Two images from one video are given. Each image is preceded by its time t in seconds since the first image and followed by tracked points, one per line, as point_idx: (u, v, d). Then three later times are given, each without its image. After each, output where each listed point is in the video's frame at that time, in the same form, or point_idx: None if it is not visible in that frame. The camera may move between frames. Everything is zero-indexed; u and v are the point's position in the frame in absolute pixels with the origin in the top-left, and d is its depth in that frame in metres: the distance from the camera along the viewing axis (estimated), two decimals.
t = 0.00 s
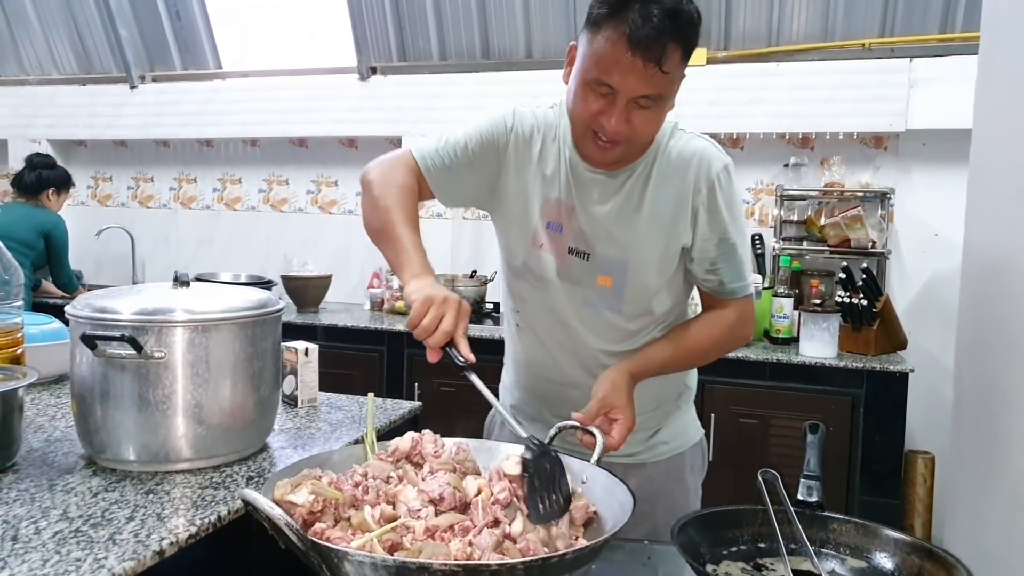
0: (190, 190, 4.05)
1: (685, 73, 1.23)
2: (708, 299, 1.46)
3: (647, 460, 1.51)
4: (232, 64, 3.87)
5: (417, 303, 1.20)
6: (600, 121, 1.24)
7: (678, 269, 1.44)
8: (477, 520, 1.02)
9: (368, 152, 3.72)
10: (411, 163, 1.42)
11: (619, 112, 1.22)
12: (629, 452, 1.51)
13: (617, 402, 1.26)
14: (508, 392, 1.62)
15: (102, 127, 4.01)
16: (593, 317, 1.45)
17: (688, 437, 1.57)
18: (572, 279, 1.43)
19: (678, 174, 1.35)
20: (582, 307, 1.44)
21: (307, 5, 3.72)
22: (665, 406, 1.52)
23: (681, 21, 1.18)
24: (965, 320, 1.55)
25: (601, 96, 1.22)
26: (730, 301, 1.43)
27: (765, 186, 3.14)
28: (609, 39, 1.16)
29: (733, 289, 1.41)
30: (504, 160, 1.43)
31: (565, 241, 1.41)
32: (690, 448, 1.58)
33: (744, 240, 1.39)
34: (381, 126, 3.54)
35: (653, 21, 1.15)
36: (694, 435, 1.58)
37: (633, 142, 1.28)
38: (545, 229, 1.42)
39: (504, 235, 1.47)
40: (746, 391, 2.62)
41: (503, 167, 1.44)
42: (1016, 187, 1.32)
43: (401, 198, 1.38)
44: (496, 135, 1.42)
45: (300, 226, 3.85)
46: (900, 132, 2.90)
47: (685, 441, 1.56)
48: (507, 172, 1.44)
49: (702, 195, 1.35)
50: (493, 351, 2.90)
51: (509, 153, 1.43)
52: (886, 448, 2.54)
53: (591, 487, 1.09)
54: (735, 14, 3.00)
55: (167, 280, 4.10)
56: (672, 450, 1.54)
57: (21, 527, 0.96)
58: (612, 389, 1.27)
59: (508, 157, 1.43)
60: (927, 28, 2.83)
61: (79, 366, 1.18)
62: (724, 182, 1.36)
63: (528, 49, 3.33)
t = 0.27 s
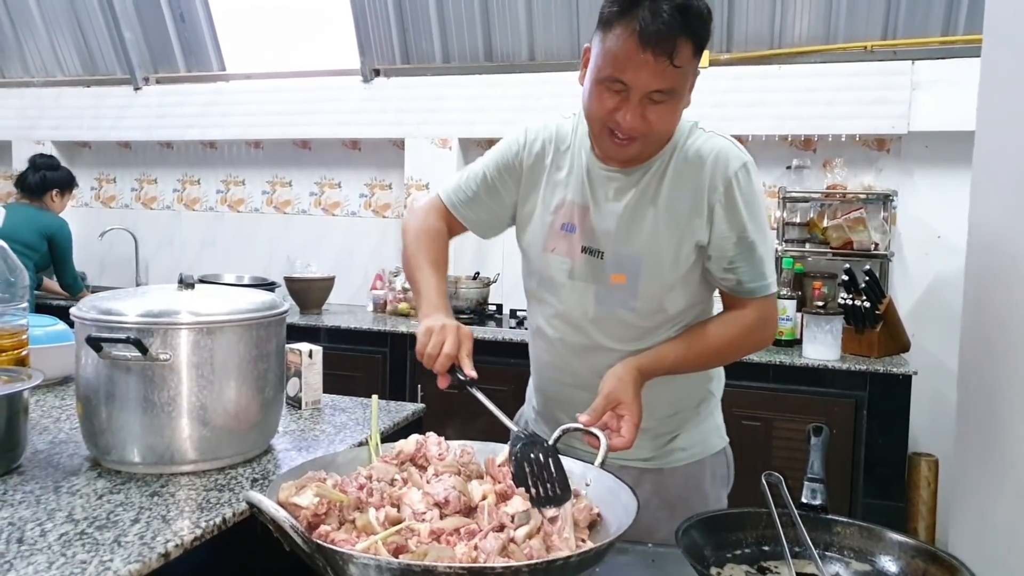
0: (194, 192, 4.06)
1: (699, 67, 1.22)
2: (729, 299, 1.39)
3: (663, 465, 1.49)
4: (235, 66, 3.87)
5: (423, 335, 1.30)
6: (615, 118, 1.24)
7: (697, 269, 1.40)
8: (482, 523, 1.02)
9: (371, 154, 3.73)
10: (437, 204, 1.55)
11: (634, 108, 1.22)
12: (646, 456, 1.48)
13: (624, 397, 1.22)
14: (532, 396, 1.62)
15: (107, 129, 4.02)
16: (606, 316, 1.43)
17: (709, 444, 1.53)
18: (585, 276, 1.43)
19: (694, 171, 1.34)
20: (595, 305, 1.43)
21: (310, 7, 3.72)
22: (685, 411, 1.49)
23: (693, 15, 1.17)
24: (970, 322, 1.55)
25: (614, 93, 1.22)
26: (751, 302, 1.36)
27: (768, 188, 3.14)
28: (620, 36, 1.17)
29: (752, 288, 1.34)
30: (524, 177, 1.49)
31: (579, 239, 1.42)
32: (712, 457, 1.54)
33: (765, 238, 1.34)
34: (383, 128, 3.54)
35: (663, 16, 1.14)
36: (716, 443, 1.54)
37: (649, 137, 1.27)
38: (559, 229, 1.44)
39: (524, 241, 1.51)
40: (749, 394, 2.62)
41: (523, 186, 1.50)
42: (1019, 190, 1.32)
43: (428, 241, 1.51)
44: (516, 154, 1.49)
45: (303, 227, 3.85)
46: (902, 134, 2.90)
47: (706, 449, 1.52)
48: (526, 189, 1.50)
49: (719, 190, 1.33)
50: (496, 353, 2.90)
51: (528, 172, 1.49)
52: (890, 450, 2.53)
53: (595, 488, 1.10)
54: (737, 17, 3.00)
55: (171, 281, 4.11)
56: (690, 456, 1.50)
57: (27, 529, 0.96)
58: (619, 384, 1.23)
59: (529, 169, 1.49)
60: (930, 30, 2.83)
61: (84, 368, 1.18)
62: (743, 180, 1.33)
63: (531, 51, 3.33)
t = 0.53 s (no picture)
0: (198, 193, 4.07)
1: (697, 69, 1.20)
2: (748, 300, 1.36)
3: (681, 472, 1.48)
4: (241, 68, 3.89)
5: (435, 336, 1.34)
6: (607, 114, 1.25)
7: (714, 269, 1.38)
8: (487, 526, 1.02)
9: (375, 157, 3.74)
10: (462, 218, 1.64)
11: (623, 104, 1.22)
12: (663, 463, 1.48)
13: (637, 400, 1.20)
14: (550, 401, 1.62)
15: (112, 130, 4.04)
16: (620, 317, 1.43)
17: (728, 452, 1.51)
18: (599, 277, 1.44)
19: (708, 170, 1.34)
20: (610, 305, 1.43)
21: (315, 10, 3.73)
22: (702, 417, 1.48)
23: (689, 15, 1.16)
24: (974, 326, 1.55)
25: (608, 89, 1.23)
26: (769, 301, 1.32)
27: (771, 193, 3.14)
28: (615, 32, 1.18)
29: (769, 287, 1.31)
30: (541, 184, 1.53)
31: (593, 241, 1.44)
32: (729, 465, 1.52)
33: (783, 236, 1.31)
34: (388, 131, 3.55)
35: (653, 14, 1.14)
36: (734, 451, 1.53)
37: (642, 138, 1.27)
38: (574, 231, 1.46)
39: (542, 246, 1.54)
40: (752, 398, 2.62)
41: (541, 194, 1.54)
42: (1023, 196, 1.32)
43: (451, 249, 1.60)
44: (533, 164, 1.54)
45: (307, 230, 3.86)
46: (906, 139, 2.90)
47: (724, 456, 1.51)
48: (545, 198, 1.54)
49: (732, 189, 1.32)
50: (499, 356, 2.90)
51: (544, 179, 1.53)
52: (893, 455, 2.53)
53: (599, 491, 1.10)
54: (741, 21, 3.00)
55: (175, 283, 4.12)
56: (708, 463, 1.49)
57: (33, 529, 0.97)
58: (632, 387, 1.22)
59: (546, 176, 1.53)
60: (935, 35, 2.82)
61: (91, 369, 1.19)
62: (758, 178, 1.31)
63: (535, 55, 3.34)
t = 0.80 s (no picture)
0: (198, 195, 4.08)
1: (699, 62, 1.21)
2: (751, 303, 1.35)
3: (681, 476, 1.48)
4: (241, 70, 3.89)
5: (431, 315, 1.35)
6: (615, 115, 1.25)
7: (718, 272, 1.38)
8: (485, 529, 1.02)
9: (375, 159, 3.74)
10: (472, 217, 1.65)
11: (630, 104, 1.23)
12: (661, 466, 1.48)
13: (635, 402, 1.19)
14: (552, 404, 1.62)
15: (112, 132, 4.04)
16: (623, 318, 1.42)
17: (729, 458, 1.51)
18: (602, 278, 1.44)
19: (711, 172, 1.34)
20: (612, 306, 1.43)
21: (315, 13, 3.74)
22: (704, 422, 1.48)
23: (688, 10, 1.17)
24: (971, 328, 1.55)
25: (613, 91, 1.24)
26: (771, 304, 1.32)
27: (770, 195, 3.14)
28: (616, 34, 1.20)
29: (771, 290, 1.30)
30: (548, 186, 1.54)
31: (596, 242, 1.44)
32: (731, 470, 1.52)
33: (786, 239, 1.31)
34: (387, 133, 3.55)
35: (652, 11, 1.16)
36: (735, 456, 1.52)
37: (652, 136, 1.27)
38: (578, 232, 1.46)
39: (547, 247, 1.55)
40: (751, 400, 2.62)
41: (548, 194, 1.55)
42: (1020, 197, 1.32)
43: (463, 244, 1.60)
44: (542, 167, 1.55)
45: (307, 232, 3.86)
46: (905, 142, 2.90)
47: (725, 461, 1.50)
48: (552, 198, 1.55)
49: (735, 192, 1.31)
50: (498, 358, 2.91)
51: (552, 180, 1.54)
52: (891, 457, 2.53)
53: (597, 493, 1.11)
54: (741, 24, 3.00)
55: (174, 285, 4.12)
56: (708, 468, 1.49)
57: (32, 531, 0.97)
58: (630, 389, 1.21)
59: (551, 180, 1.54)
60: (933, 38, 2.83)
61: (90, 371, 1.19)
62: (761, 181, 1.31)
63: (535, 57, 3.34)
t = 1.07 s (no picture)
0: (192, 201, 4.07)
1: (690, 69, 1.22)
2: (736, 311, 1.37)
3: (663, 478, 1.48)
4: (234, 75, 3.89)
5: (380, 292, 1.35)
6: (606, 121, 1.26)
7: (704, 280, 1.39)
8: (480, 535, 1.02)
9: (370, 163, 3.74)
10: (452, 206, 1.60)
11: (622, 110, 1.23)
12: (644, 468, 1.48)
13: (620, 405, 1.21)
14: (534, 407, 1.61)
15: (105, 138, 4.03)
16: (608, 322, 1.42)
17: (711, 460, 1.51)
18: (589, 282, 1.44)
19: (700, 180, 1.35)
20: (597, 310, 1.43)
21: (309, 18, 3.74)
22: (686, 424, 1.48)
23: (679, 16, 1.18)
24: (962, 328, 1.55)
25: (604, 97, 1.24)
26: (756, 313, 1.34)
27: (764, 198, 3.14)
28: (607, 39, 1.20)
29: (757, 298, 1.32)
30: (537, 187, 1.53)
31: (584, 246, 1.44)
32: (713, 472, 1.53)
33: (772, 249, 1.32)
34: (382, 138, 3.55)
35: (642, 17, 1.16)
36: (717, 459, 1.53)
37: (644, 142, 1.27)
38: (566, 235, 1.46)
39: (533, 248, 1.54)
40: (746, 402, 2.62)
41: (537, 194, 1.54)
42: (1009, 198, 1.33)
43: (438, 232, 1.55)
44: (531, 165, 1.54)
45: (302, 236, 3.86)
46: (898, 144, 2.91)
47: (706, 464, 1.51)
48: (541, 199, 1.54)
49: (724, 201, 1.33)
50: (493, 361, 2.90)
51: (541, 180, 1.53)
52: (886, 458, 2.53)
53: (593, 496, 1.10)
54: (733, 27, 3.01)
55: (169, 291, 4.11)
56: (691, 470, 1.49)
57: (22, 541, 0.96)
58: (616, 391, 1.23)
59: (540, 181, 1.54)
60: (925, 41, 2.85)
61: (81, 380, 1.18)
62: (749, 190, 1.32)
63: (530, 61, 3.35)
